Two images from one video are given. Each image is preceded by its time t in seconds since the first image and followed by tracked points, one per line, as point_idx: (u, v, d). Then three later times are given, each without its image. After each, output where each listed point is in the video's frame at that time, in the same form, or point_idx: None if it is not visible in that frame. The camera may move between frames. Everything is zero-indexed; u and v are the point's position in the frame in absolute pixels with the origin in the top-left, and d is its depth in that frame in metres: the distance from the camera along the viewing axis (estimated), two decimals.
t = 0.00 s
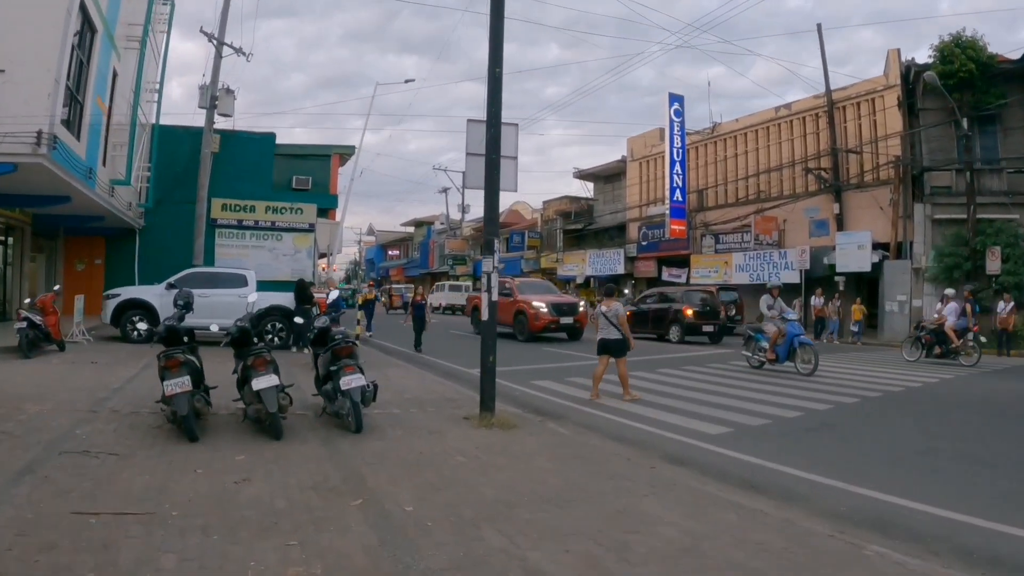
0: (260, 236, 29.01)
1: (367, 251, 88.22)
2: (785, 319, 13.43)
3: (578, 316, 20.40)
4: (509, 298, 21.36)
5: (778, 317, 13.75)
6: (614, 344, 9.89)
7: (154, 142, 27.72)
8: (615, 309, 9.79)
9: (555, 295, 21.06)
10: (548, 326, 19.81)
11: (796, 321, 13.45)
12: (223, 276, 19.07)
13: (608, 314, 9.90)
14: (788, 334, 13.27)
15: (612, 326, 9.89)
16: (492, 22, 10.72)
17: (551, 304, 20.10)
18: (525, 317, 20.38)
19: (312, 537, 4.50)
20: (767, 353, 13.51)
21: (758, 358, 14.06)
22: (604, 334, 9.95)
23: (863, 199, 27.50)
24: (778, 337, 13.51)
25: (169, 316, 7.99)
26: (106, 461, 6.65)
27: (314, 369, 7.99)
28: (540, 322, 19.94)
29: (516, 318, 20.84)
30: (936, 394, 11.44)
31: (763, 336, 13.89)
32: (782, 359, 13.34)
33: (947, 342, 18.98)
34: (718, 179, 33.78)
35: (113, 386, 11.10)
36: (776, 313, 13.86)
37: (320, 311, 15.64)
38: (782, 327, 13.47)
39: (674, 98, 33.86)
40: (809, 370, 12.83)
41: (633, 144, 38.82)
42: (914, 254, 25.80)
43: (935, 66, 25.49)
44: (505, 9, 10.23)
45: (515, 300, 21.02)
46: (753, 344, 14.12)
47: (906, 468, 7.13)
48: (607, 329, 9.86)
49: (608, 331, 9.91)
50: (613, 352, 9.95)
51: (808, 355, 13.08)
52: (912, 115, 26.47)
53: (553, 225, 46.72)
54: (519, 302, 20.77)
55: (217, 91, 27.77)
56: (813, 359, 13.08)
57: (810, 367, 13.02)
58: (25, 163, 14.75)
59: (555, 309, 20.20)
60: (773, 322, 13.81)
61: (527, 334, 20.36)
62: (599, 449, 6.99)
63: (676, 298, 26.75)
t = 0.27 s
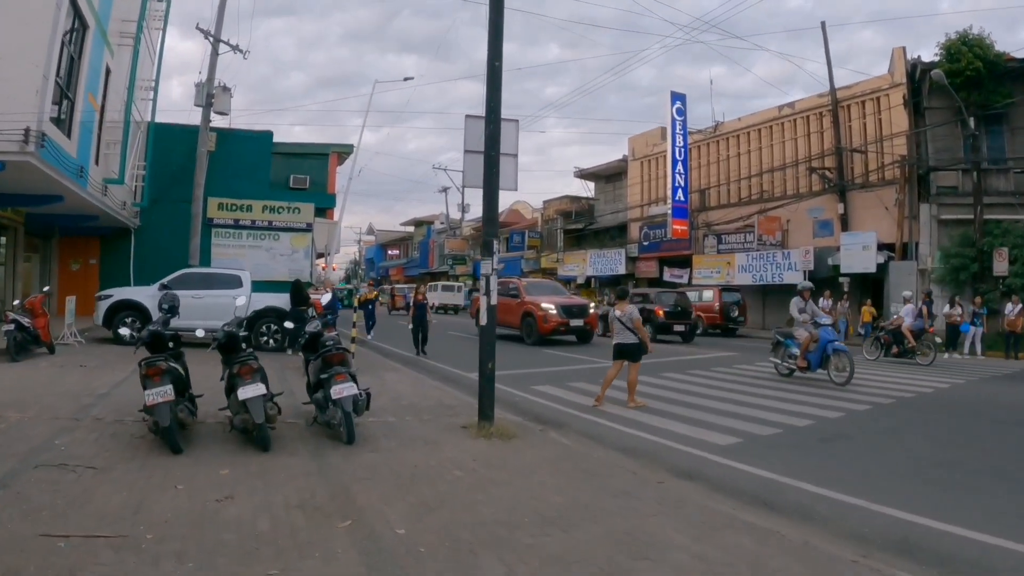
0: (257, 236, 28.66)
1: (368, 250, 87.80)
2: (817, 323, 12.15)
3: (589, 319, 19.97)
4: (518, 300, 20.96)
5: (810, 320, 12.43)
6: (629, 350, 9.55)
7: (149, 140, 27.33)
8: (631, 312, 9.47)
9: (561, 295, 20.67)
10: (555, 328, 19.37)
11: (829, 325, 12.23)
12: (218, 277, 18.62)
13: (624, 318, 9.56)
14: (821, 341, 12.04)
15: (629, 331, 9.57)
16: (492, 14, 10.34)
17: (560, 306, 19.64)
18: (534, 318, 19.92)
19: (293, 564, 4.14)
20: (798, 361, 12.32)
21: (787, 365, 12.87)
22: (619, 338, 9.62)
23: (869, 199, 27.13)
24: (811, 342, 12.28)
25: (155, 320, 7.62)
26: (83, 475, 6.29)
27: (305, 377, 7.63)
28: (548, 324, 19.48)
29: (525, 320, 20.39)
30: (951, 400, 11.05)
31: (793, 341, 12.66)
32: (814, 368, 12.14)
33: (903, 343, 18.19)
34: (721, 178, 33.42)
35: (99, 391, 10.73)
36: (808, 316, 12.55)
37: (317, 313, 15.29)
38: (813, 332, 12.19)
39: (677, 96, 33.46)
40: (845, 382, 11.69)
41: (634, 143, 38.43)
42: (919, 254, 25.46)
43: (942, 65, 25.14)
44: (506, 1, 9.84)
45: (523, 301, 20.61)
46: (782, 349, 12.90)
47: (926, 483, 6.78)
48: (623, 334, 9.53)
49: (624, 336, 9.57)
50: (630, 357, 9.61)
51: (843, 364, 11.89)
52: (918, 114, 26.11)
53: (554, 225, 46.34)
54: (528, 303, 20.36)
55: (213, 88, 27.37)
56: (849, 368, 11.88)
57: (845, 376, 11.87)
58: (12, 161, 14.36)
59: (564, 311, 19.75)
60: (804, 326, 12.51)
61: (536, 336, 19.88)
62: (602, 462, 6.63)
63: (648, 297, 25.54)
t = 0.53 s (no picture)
0: (254, 234, 28.29)
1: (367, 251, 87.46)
2: (853, 325, 11.36)
3: (599, 319, 19.61)
4: (525, 300, 20.57)
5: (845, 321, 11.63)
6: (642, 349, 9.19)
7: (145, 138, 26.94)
8: (647, 310, 9.15)
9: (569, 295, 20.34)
10: (565, 329, 18.97)
11: (866, 326, 11.40)
12: (210, 275, 17.96)
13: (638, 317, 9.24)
14: (857, 344, 11.26)
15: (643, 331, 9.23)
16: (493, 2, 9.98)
17: (571, 306, 19.24)
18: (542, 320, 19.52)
19: None
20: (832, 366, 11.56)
21: (821, 369, 12.10)
22: (633, 337, 9.29)
23: (873, 198, 26.76)
24: (846, 345, 11.50)
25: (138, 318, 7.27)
26: (57, 481, 5.93)
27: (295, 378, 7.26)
28: (559, 325, 19.08)
29: (532, 321, 19.98)
30: (966, 402, 10.71)
31: (827, 344, 11.87)
32: (850, 373, 11.38)
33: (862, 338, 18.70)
34: (723, 177, 33.07)
35: (86, 392, 10.37)
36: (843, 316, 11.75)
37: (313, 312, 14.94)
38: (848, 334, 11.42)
39: (678, 94, 33.09)
40: (883, 389, 10.93)
41: (635, 142, 38.07)
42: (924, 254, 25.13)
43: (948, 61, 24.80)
44: None
45: (531, 301, 20.23)
46: (815, 352, 12.15)
47: (950, 489, 6.43)
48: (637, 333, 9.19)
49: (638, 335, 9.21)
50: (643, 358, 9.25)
51: (882, 369, 11.10)
52: (923, 111, 25.75)
53: (555, 224, 45.99)
54: (536, 303, 19.98)
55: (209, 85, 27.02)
56: (888, 373, 11.10)
57: (884, 382, 11.09)
58: None
59: (574, 311, 19.35)
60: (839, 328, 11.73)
61: (545, 338, 19.47)
62: (607, 468, 6.29)
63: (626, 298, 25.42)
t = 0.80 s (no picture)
0: (254, 236, 27.98)
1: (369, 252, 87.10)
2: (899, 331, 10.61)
3: (615, 322, 19.27)
4: (536, 303, 20.21)
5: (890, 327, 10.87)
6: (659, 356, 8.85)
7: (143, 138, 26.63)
8: (666, 314, 8.80)
9: (577, 297, 20.01)
10: (579, 333, 18.59)
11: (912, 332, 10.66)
12: (207, 276, 17.47)
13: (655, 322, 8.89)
14: (903, 352, 10.54)
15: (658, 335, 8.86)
16: None
17: (584, 309, 18.85)
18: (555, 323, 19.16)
19: None
20: (875, 375, 10.85)
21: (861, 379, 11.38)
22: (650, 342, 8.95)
23: (881, 199, 26.36)
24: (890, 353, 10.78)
25: (125, 323, 6.93)
26: (35, 497, 5.59)
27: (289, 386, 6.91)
28: (572, 329, 18.69)
29: (544, 325, 19.63)
30: (986, 409, 10.34)
31: (869, 351, 11.15)
32: (895, 383, 10.67)
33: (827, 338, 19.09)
34: (728, 178, 32.69)
35: (76, 399, 10.02)
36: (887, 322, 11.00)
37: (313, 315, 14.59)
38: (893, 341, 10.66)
39: (683, 94, 32.74)
40: (932, 401, 10.22)
41: (639, 142, 37.71)
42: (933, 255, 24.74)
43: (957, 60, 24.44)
44: None
45: (542, 305, 19.87)
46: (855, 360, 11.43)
47: (980, 504, 6.07)
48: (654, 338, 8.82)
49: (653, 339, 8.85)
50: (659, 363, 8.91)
51: (930, 379, 10.38)
52: (931, 111, 25.37)
53: (558, 225, 45.64)
54: (548, 306, 19.61)
55: (209, 85, 26.72)
56: (937, 384, 10.36)
57: (932, 394, 10.35)
58: None
59: (589, 314, 18.98)
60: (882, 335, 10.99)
61: (558, 342, 19.08)
62: (618, 482, 5.93)
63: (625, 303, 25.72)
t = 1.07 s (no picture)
0: (255, 234, 27.64)
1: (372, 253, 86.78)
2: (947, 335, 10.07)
3: (630, 324, 18.90)
4: (547, 303, 19.84)
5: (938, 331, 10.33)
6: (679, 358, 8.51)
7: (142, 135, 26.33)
8: (688, 314, 8.48)
9: (587, 296, 19.67)
10: (592, 335, 18.20)
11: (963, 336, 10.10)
12: (206, 275, 17.12)
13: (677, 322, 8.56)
14: (954, 357, 9.99)
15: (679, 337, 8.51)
16: None
17: (599, 309, 18.50)
18: (568, 323, 18.78)
19: None
20: (924, 381, 10.33)
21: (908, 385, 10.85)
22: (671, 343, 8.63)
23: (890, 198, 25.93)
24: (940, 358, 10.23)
25: (111, 322, 6.62)
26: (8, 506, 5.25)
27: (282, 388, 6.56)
28: (586, 331, 18.30)
29: (556, 326, 19.28)
30: (1008, 412, 9.96)
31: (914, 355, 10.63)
32: (945, 391, 10.15)
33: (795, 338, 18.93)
34: (734, 177, 32.32)
35: (65, 401, 9.69)
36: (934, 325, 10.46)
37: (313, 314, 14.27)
38: (943, 347, 10.11)
39: (688, 92, 32.36)
40: (987, 410, 9.67)
41: (644, 141, 37.34)
42: (943, 255, 24.34)
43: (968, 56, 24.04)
44: None
45: (553, 305, 19.52)
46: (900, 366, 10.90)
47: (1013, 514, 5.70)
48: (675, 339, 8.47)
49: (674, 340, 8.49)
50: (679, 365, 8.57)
51: (984, 386, 9.83)
52: (941, 109, 24.97)
53: (562, 225, 45.28)
54: (561, 307, 19.19)
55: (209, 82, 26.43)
56: (991, 390, 9.79)
57: (986, 401, 9.79)
58: None
59: (604, 315, 18.63)
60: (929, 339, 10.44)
61: (571, 344, 18.72)
62: (628, 491, 5.57)
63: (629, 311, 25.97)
